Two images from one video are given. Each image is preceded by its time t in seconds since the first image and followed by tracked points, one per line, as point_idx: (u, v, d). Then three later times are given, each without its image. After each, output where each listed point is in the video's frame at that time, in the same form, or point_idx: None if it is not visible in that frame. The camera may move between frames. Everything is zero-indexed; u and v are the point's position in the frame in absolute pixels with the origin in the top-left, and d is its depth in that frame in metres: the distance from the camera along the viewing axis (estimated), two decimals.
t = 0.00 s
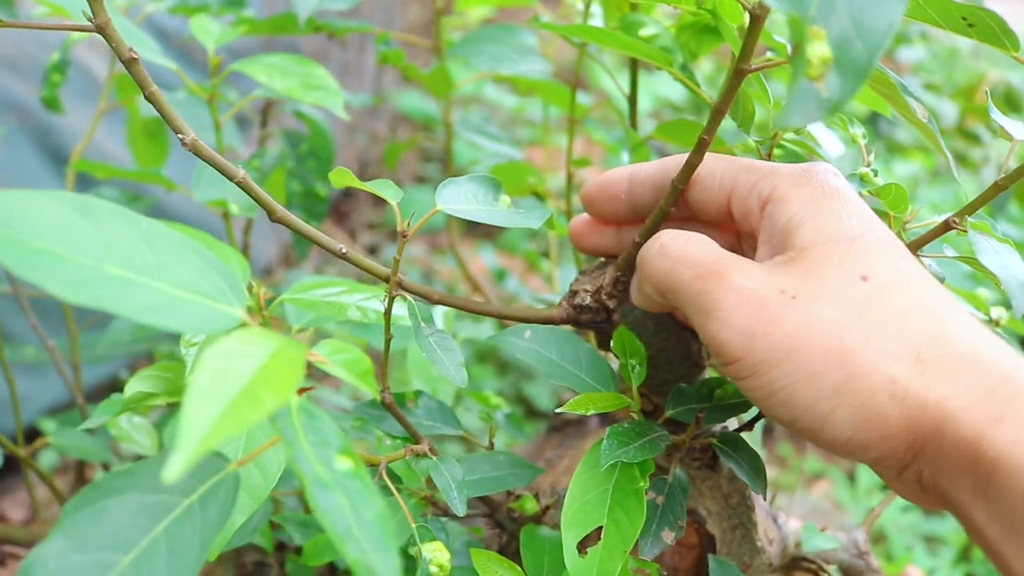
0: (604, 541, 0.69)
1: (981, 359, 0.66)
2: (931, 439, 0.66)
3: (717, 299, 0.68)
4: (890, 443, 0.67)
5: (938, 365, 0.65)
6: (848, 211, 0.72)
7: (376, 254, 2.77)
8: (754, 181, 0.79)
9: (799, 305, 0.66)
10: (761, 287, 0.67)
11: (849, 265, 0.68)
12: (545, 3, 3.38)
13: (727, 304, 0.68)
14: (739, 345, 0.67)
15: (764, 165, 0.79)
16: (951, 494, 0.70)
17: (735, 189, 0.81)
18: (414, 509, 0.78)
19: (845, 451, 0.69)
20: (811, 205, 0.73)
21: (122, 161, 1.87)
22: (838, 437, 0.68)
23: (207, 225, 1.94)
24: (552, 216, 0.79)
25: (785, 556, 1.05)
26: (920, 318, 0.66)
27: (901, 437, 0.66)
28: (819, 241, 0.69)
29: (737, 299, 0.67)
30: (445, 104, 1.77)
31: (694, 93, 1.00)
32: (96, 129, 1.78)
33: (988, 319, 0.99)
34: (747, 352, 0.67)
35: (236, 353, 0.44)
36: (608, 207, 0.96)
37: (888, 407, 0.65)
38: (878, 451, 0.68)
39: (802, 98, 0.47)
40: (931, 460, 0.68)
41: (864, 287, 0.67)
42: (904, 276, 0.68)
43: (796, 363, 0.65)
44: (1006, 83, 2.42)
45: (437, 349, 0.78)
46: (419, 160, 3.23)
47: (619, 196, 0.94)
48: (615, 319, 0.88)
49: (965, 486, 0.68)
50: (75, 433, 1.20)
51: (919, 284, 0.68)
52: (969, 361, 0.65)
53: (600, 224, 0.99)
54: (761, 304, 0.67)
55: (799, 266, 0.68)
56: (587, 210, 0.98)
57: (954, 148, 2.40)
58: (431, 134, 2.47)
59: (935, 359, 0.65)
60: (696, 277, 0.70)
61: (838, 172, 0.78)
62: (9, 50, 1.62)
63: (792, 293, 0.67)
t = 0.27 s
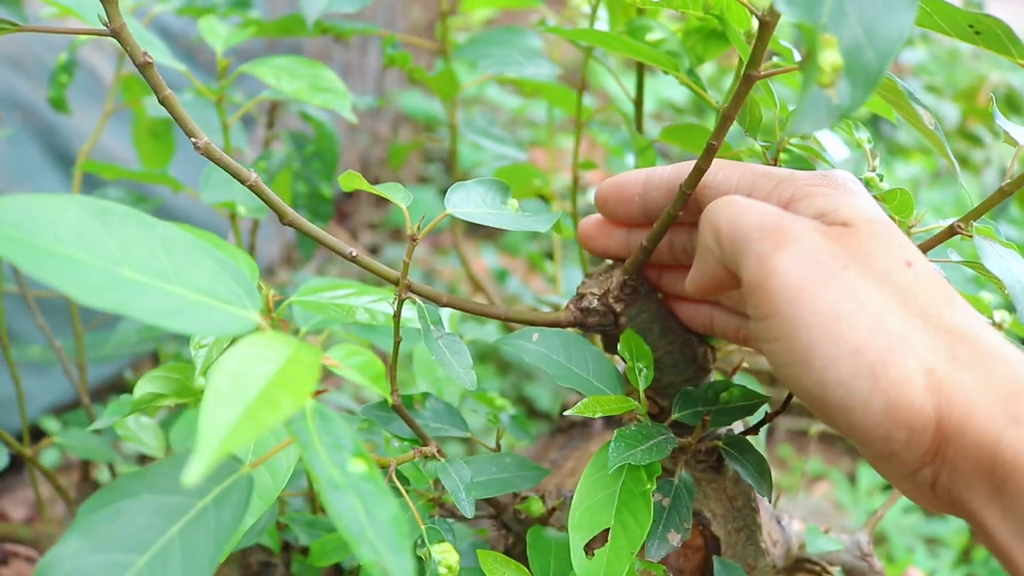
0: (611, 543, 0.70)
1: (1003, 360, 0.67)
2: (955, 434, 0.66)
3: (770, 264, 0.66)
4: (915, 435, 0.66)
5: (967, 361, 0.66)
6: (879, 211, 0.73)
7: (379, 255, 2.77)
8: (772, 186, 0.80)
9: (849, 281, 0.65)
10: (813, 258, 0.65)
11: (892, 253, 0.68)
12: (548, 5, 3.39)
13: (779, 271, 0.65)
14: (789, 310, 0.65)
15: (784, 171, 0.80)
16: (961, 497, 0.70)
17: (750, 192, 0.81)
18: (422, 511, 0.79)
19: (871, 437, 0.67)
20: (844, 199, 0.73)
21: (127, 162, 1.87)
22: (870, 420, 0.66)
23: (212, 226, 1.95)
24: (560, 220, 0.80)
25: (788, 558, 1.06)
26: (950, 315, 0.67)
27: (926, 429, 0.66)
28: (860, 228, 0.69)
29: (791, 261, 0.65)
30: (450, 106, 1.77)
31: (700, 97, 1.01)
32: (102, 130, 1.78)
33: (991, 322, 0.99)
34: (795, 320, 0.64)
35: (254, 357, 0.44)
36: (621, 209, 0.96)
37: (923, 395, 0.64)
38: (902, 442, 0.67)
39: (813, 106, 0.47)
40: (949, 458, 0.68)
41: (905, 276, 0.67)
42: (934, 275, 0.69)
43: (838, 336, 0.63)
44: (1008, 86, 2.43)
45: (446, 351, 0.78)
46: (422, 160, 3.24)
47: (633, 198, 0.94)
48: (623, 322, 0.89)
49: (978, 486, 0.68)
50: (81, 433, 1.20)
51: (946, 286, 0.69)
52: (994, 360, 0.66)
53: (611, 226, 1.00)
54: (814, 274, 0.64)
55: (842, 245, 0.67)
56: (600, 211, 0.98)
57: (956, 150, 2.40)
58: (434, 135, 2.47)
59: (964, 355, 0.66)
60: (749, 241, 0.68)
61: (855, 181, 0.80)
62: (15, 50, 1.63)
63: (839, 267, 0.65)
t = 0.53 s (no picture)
0: (611, 543, 0.70)
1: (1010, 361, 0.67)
2: (955, 433, 0.66)
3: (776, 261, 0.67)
4: (914, 432, 0.66)
5: (973, 360, 0.65)
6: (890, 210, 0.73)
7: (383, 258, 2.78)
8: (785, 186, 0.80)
9: (854, 278, 0.65)
10: (819, 254, 0.66)
11: (902, 250, 0.68)
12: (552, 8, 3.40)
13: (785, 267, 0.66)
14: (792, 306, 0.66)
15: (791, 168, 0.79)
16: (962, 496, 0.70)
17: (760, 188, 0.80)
18: (423, 512, 0.79)
19: (871, 434, 0.68)
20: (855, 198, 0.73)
21: (131, 165, 1.88)
22: (870, 416, 0.66)
23: (215, 229, 1.96)
24: (560, 221, 0.80)
25: (790, 559, 1.06)
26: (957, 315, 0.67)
27: (927, 428, 0.66)
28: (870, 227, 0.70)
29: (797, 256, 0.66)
30: (453, 109, 1.78)
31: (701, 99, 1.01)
32: (106, 133, 1.79)
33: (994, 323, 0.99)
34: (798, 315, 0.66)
35: (253, 357, 0.44)
36: (634, 202, 0.96)
37: (924, 392, 0.64)
38: (902, 440, 0.67)
39: (810, 107, 0.48)
40: (949, 457, 0.68)
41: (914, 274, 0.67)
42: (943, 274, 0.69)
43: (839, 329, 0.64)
44: (1012, 87, 2.43)
45: (446, 353, 0.79)
46: (426, 163, 3.25)
47: (647, 191, 0.95)
48: (623, 323, 0.89)
49: (979, 485, 0.68)
50: (84, 435, 1.21)
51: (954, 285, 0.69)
52: (1001, 361, 0.66)
53: (620, 224, 1.00)
54: (818, 271, 0.65)
55: (851, 242, 0.68)
56: (614, 204, 0.99)
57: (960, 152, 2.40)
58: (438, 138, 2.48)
59: (970, 354, 0.66)
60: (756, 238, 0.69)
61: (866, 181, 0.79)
62: (20, 54, 1.64)
63: (846, 262, 0.66)
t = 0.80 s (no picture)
0: (610, 543, 0.70)
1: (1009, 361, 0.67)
2: (954, 434, 0.66)
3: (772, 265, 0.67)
4: (913, 434, 0.66)
5: (971, 361, 0.65)
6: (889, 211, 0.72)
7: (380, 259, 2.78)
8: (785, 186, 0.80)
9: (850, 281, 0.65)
10: (815, 258, 0.66)
11: (899, 251, 0.68)
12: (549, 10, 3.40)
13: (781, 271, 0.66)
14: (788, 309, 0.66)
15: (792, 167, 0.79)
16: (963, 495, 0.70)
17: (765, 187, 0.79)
18: (421, 512, 0.78)
19: (869, 435, 0.68)
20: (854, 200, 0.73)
21: (128, 166, 1.88)
22: (868, 417, 0.66)
23: (212, 230, 1.95)
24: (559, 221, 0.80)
25: (788, 559, 1.06)
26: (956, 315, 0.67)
27: (925, 429, 0.66)
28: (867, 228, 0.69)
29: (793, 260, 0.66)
30: (451, 110, 1.78)
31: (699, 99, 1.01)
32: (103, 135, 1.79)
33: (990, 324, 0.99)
34: (794, 319, 0.66)
35: (250, 356, 0.44)
36: (634, 199, 0.97)
37: (922, 394, 0.64)
38: (901, 441, 0.67)
39: (809, 106, 0.48)
40: (949, 457, 0.68)
41: (911, 275, 0.67)
42: (942, 274, 0.69)
43: (836, 332, 0.64)
44: (1008, 90, 2.43)
45: (444, 352, 0.78)
46: (423, 165, 3.25)
47: (648, 189, 0.95)
48: (622, 323, 0.88)
49: (979, 484, 0.68)
50: (81, 437, 1.20)
51: (952, 285, 0.69)
52: (999, 360, 0.66)
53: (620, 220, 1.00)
54: (814, 275, 0.65)
55: (848, 244, 0.68)
56: (614, 201, 0.99)
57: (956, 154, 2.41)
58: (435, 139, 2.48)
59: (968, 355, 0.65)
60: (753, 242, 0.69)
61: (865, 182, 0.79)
62: (17, 56, 1.64)
63: (843, 265, 0.66)
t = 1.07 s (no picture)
0: (607, 542, 0.70)
1: (1003, 364, 0.65)
2: (947, 442, 0.65)
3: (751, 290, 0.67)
4: (906, 444, 0.66)
5: (963, 368, 0.64)
6: (876, 214, 0.71)
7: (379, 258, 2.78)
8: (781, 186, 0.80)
9: (831, 300, 0.64)
10: (793, 280, 0.66)
11: (882, 262, 0.66)
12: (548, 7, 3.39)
13: (759, 298, 0.66)
14: (769, 335, 0.66)
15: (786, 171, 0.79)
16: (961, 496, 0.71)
17: (763, 190, 0.80)
18: (418, 511, 0.78)
19: (862, 448, 0.68)
20: (839, 208, 0.71)
21: (125, 164, 1.87)
22: (858, 433, 0.66)
23: (210, 229, 1.95)
24: (556, 219, 0.79)
25: (787, 557, 1.06)
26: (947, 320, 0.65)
27: (920, 439, 0.65)
28: (850, 239, 0.68)
29: (771, 288, 0.66)
30: (449, 108, 1.77)
31: (697, 97, 1.00)
32: (100, 133, 1.78)
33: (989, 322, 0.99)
34: (776, 345, 0.66)
35: (245, 353, 0.44)
36: (624, 206, 0.96)
37: (912, 408, 0.63)
38: (895, 452, 0.67)
39: (806, 103, 0.47)
40: (945, 462, 0.68)
41: (896, 286, 0.65)
42: (931, 278, 0.67)
43: (818, 356, 0.64)
44: (1008, 87, 2.43)
45: (441, 350, 0.78)
46: (422, 163, 3.24)
47: (637, 195, 0.95)
48: (619, 321, 0.88)
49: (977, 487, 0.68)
50: (78, 436, 1.20)
51: (943, 287, 0.67)
52: (991, 364, 0.65)
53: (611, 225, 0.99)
54: (793, 298, 0.65)
55: (829, 261, 0.67)
56: (601, 209, 0.98)
57: (956, 152, 2.40)
58: (434, 137, 2.47)
59: (959, 361, 0.64)
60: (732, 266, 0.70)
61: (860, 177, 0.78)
62: (14, 54, 1.63)
63: (821, 286, 0.65)
